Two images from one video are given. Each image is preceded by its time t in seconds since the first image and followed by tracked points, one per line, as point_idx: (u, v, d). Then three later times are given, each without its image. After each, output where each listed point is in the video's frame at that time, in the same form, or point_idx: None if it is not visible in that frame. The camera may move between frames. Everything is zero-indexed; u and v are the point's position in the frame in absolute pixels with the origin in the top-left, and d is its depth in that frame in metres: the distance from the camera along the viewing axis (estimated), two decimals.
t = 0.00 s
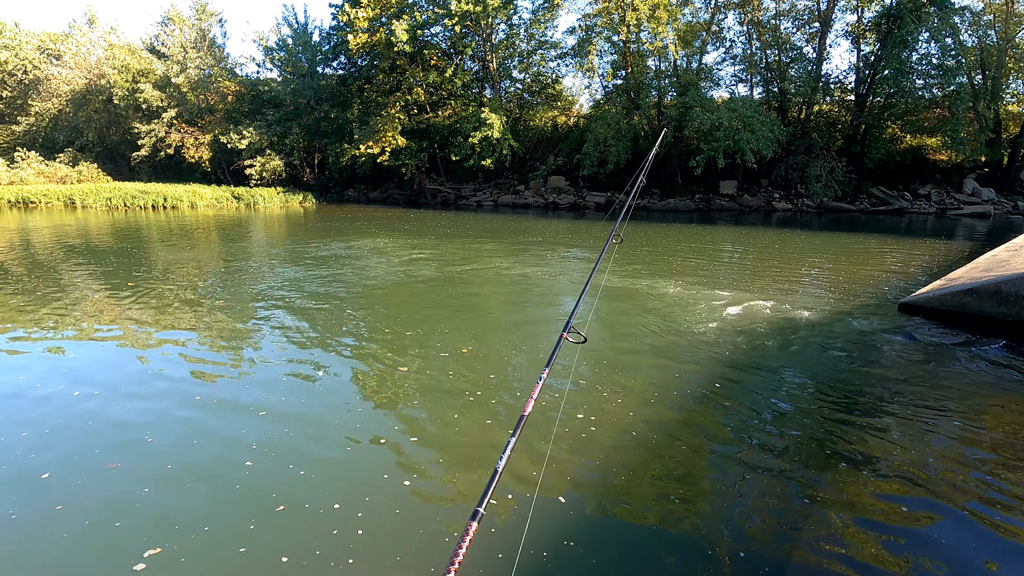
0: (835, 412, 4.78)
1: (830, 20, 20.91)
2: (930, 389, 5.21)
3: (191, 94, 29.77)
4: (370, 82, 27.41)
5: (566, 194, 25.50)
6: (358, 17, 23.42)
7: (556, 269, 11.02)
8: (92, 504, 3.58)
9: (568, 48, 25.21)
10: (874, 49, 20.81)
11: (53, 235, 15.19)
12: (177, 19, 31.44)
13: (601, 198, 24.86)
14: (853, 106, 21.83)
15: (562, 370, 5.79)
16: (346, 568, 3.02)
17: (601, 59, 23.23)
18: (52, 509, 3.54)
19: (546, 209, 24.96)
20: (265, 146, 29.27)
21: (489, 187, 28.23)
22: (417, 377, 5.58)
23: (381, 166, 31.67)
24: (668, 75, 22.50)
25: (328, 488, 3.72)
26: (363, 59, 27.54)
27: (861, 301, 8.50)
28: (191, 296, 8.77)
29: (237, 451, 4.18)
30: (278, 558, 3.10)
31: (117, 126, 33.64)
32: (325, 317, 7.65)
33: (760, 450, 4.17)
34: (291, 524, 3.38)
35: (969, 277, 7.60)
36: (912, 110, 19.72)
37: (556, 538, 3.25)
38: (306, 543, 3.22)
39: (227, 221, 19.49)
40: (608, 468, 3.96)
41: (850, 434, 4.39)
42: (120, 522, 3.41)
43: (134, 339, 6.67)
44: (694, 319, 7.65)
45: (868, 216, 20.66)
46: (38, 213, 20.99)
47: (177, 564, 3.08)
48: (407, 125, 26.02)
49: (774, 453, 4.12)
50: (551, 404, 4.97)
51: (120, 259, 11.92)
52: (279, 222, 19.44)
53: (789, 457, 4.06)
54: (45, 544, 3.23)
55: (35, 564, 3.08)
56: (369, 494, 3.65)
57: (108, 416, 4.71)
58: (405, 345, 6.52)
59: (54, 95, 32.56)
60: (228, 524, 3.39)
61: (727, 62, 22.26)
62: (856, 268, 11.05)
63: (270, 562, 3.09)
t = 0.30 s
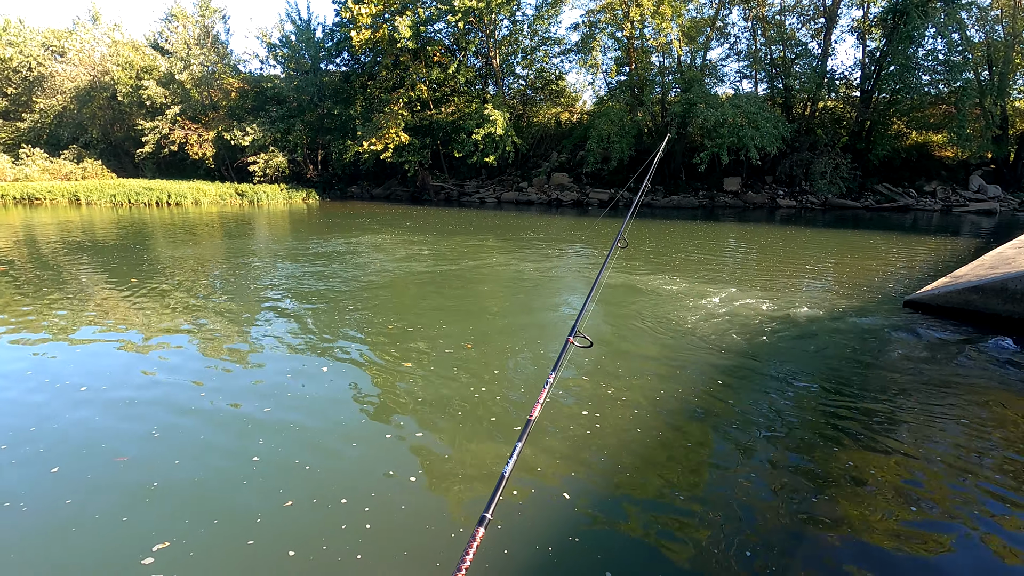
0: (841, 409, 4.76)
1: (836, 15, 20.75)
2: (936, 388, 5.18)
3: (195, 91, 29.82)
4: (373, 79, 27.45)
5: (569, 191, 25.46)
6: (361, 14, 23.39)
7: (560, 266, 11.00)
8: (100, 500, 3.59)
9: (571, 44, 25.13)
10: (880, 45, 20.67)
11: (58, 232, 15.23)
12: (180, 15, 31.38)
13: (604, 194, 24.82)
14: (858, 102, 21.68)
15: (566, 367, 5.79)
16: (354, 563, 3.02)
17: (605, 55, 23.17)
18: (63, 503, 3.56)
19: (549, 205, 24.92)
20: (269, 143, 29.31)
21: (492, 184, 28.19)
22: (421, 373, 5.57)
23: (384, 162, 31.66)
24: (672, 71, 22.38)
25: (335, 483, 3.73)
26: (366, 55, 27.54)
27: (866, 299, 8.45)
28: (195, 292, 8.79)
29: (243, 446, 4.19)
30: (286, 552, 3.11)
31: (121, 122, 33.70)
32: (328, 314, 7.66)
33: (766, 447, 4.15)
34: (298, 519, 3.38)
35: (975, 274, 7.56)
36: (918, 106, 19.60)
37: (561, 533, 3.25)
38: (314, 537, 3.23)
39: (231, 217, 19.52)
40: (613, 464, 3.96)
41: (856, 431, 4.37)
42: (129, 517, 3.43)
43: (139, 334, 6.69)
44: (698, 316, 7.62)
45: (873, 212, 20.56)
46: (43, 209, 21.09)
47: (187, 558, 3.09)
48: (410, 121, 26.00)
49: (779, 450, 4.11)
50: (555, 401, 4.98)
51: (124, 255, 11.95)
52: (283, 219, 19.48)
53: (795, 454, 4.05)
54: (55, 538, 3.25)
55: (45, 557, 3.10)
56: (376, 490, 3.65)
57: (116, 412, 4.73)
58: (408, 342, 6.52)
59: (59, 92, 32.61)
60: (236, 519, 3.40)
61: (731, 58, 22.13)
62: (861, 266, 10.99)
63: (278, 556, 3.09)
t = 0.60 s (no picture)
0: (847, 407, 4.74)
1: (843, 10, 20.55)
2: (943, 385, 5.14)
3: (200, 87, 29.86)
4: (378, 75, 27.45)
5: (574, 187, 25.39)
6: (366, 9, 23.37)
7: (564, 263, 10.97)
8: (113, 492, 3.64)
9: (576, 39, 25.03)
10: (888, 40, 20.48)
11: (65, 228, 15.30)
12: (185, 10, 31.26)
13: (609, 190, 24.76)
14: (865, 98, 21.50)
15: (570, 363, 5.78)
16: (363, 557, 3.04)
17: (610, 51, 23.09)
18: (76, 495, 3.60)
19: (554, 201, 24.89)
20: (274, 138, 29.35)
21: (497, 180, 28.13)
22: (425, 369, 5.58)
23: (389, 158, 31.63)
24: (677, 66, 22.23)
25: (342, 478, 3.76)
26: (371, 51, 27.51)
27: (872, 295, 8.41)
28: (200, 288, 8.82)
29: (251, 440, 4.22)
30: (295, 545, 3.14)
31: (127, 118, 33.74)
32: (332, 310, 7.66)
33: (771, 444, 4.15)
34: (307, 512, 3.41)
35: (983, 271, 7.50)
36: (927, 101, 19.42)
37: (566, 529, 3.26)
38: (323, 530, 3.25)
39: (236, 213, 19.56)
40: (618, 460, 3.96)
41: (862, 429, 4.35)
42: (140, 509, 3.47)
43: (145, 329, 6.73)
44: (703, 312, 7.60)
45: (880, 209, 20.44)
46: (50, 205, 21.21)
47: (197, 550, 3.13)
48: (415, 117, 25.98)
49: (785, 448, 4.10)
50: (560, 396, 4.99)
51: (130, 251, 12.01)
52: (287, 215, 19.51)
53: (800, 451, 4.04)
54: (68, 529, 3.29)
55: (59, 548, 3.14)
56: (383, 484, 3.68)
57: (125, 406, 4.77)
58: (413, 338, 6.54)
59: (65, 88, 32.70)
60: (246, 512, 3.43)
61: (737, 53, 21.98)
62: (867, 262, 10.92)
63: (287, 549, 3.12)
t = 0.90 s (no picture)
0: (854, 405, 4.71)
1: (851, 5, 20.39)
2: (951, 384, 5.10)
3: (205, 84, 29.90)
4: (382, 72, 27.44)
5: (578, 184, 25.32)
6: (371, 6, 23.38)
7: (568, 260, 10.94)
8: (125, 486, 3.66)
9: (581, 36, 24.95)
10: (896, 35, 20.32)
11: (71, 224, 15.37)
12: (190, 8, 31.31)
13: (614, 187, 24.67)
14: (873, 94, 21.33)
15: (575, 361, 5.77)
16: (371, 553, 3.04)
17: (615, 47, 23.01)
18: (88, 489, 3.63)
19: (558, 199, 24.86)
20: (279, 136, 29.41)
21: (501, 177, 28.09)
22: (430, 367, 5.58)
23: (393, 156, 31.64)
24: (683, 63, 22.09)
25: (350, 473, 3.76)
26: (375, 48, 27.51)
27: (879, 293, 8.35)
28: (206, 285, 8.85)
29: (260, 435, 4.24)
30: (304, 539, 3.15)
31: (133, 116, 33.85)
32: (336, 307, 7.66)
33: (778, 442, 4.12)
34: (316, 507, 3.42)
35: (991, 268, 7.44)
36: (935, 97, 19.25)
37: (573, 526, 3.25)
38: (332, 526, 3.25)
39: (241, 210, 19.61)
40: (624, 458, 3.95)
41: (868, 427, 4.33)
42: (151, 503, 3.49)
43: (152, 326, 6.77)
44: (708, 310, 7.56)
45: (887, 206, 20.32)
46: (57, 202, 21.32)
47: (207, 544, 3.14)
48: (419, 114, 25.98)
49: (793, 446, 4.07)
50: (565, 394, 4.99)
51: (136, 248, 12.06)
52: (292, 212, 19.55)
53: (808, 449, 4.02)
54: (80, 522, 3.31)
55: (71, 542, 3.16)
56: (391, 480, 3.68)
57: (135, 401, 4.79)
58: (417, 335, 6.53)
59: (72, 85, 32.82)
60: (255, 507, 3.44)
61: (743, 49, 21.85)
62: (874, 260, 10.85)
63: (296, 544, 3.13)
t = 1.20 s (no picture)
0: (858, 407, 4.69)
1: (854, 6, 20.32)
2: (955, 385, 5.08)
3: (208, 85, 29.96)
4: (385, 72, 27.46)
5: (581, 185, 25.32)
6: (373, 7, 23.44)
7: (570, 261, 10.92)
8: (131, 484, 3.66)
9: (583, 36, 24.95)
10: (899, 36, 20.30)
11: (75, 224, 15.42)
12: (194, 9, 31.37)
13: (616, 188, 24.65)
14: (876, 94, 21.29)
15: (577, 361, 5.76)
16: (378, 552, 3.04)
17: (618, 47, 23.02)
18: (96, 487, 3.64)
19: (560, 199, 24.85)
20: (282, 136, 29.45)
21: (503, 178, 28.07)
22: (432, 367, 5.57)
23: (396, 156, 31.65)
24: (685, 63, 22.05)
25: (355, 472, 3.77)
26: (378, 48, 27.54)
27: (883, 294, 8.31)
28: (208, 285, 8.86)
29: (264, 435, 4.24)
30: (311, 538, 3.15)
31: (136, 116, 33.92)
32: (338, 307, 7.66)
33: (783, 444, 4.11)
34: (321, 506, 3.42)
35: (996, 269, 7.41)
36: (938, 98, 19.19)
37: (578, 527, 3.24)
38: (338, 524, 3.26)
39: (244, 211, 19.63)
40: (628, 458, 3.94)
41: (872, 428, 4.30)
42: (159, 501, 3.50)
43: (156, 325, 6.79)
44: (711, 311, 7.54)
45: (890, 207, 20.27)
46: (60, 202, 21.40)
47: (215, 541, 3.14)
48: (422, 115, 25.99)
49: (798, 447, 4.06)
50: (569, 394, 4.98)
51: (139, 247, 12.08)
52: (295, 212, 19.58)
53: (812, 450, 4.01)
54: (87, 521, 3.32)
55: (79, 539, 3.17)
56: (395, 480, 3.69)
57: (140, 400, 4.80)
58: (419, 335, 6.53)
59: (76, 86, 32.96)
60: (261, 506, 3.44)
61: (746, 49, 21.81)
62: (878, 261, 10.80)
63: (303, 542, 3.13)
